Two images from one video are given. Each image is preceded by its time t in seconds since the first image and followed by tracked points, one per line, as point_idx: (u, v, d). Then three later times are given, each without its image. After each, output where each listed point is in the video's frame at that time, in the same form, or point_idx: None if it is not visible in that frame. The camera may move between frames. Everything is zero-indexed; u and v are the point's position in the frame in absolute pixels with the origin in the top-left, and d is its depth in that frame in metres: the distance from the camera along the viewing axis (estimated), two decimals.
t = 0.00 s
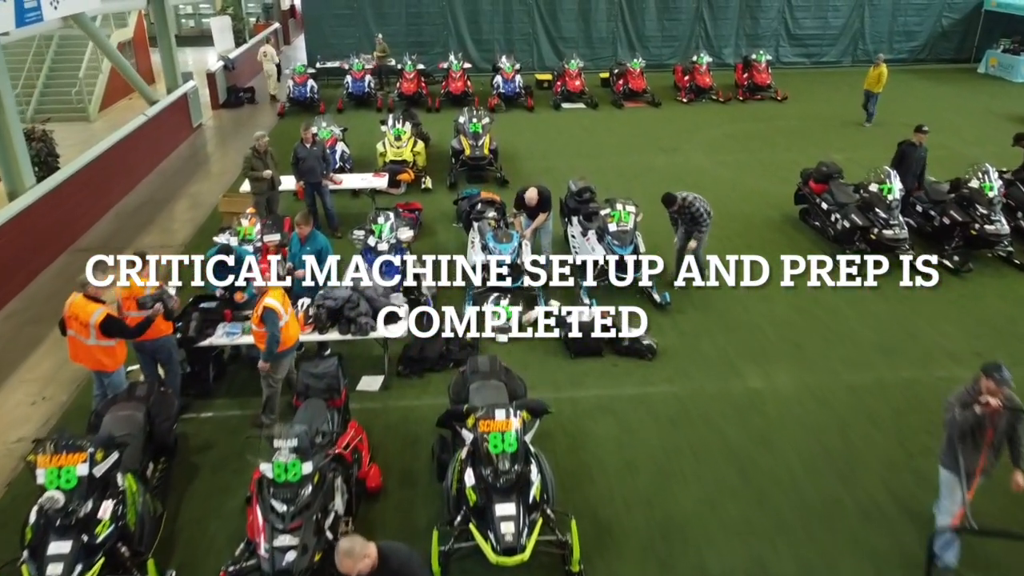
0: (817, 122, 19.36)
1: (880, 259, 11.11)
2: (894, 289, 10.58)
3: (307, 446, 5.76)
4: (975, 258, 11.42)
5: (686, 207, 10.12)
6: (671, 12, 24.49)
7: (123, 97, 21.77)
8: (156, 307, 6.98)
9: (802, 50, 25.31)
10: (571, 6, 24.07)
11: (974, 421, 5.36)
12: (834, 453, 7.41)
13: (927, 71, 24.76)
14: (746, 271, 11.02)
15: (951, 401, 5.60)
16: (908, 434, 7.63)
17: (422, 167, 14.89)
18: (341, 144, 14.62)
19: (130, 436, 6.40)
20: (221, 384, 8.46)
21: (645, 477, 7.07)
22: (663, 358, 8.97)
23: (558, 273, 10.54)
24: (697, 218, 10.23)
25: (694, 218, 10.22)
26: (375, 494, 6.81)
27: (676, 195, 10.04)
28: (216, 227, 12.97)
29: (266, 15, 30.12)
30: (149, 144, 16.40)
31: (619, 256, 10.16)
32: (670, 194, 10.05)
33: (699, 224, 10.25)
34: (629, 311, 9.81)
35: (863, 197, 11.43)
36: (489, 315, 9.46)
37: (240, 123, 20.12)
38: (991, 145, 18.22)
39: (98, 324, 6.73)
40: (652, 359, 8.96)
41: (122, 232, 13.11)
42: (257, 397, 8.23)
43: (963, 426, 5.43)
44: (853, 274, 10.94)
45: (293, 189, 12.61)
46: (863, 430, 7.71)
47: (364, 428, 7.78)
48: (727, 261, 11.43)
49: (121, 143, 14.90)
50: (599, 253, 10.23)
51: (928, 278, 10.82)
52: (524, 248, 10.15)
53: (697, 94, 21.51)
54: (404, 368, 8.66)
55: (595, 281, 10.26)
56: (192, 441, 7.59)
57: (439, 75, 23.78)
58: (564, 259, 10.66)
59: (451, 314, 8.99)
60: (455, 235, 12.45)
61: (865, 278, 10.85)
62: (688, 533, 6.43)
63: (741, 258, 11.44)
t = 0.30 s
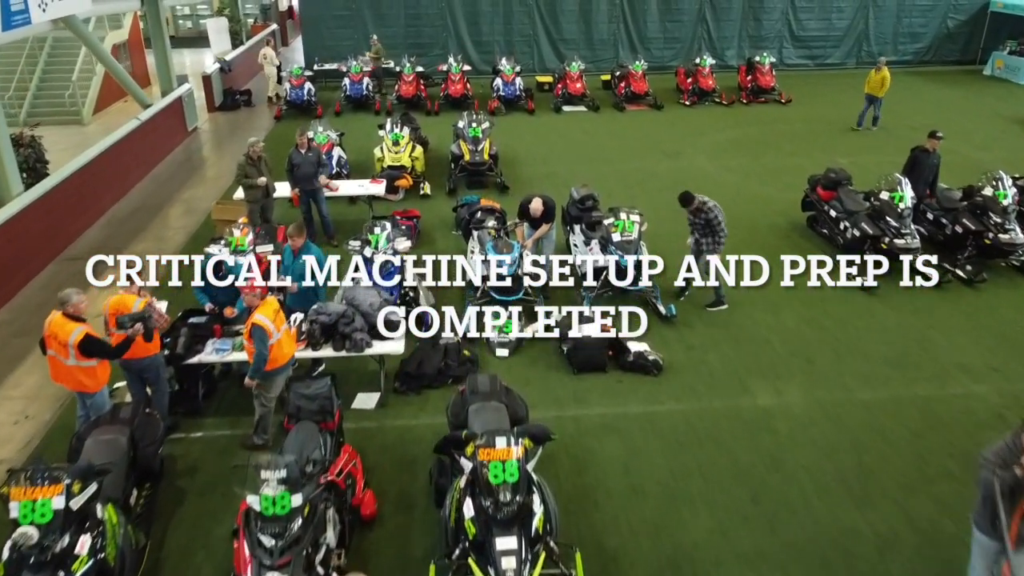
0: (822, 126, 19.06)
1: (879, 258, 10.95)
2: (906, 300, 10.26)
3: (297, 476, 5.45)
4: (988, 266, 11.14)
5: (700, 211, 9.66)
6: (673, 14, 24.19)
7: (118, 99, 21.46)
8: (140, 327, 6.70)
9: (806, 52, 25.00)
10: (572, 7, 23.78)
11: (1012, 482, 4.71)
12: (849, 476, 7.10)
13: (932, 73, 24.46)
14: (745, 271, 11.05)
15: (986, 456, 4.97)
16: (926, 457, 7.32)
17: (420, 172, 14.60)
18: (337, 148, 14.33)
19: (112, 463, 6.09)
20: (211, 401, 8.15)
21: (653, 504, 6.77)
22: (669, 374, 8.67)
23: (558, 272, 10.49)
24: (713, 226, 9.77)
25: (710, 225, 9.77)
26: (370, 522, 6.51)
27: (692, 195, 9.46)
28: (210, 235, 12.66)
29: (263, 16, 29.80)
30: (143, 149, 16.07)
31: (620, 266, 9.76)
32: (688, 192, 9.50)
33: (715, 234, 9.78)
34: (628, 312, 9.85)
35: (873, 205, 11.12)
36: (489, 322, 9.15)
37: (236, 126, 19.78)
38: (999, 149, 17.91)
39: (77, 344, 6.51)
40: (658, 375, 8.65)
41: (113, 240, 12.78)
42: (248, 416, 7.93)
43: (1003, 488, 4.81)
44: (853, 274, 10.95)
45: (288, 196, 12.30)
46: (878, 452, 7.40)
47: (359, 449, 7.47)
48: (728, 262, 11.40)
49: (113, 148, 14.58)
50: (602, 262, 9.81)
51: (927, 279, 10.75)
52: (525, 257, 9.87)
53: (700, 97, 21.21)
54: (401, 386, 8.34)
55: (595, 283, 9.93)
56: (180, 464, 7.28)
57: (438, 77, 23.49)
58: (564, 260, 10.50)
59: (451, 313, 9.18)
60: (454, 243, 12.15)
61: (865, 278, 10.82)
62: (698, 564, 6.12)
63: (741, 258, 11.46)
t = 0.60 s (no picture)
0: (827, 129, 18.76)
1: (879, 258, 10.67)
2: (918, 312, 9.97)
3: (286, 509, 5.14)
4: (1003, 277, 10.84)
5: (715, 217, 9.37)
6: (675, 15, 23.88)
7: (112, 102, 21.16)
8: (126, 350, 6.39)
9: (810, 54, 24.70)
10: (573, 9, 23.46)
11: None
12: (866, 503, 6.81)
13: (937, 76, 24.16)
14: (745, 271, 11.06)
15: None
16: (944, 482, 7.04)
17: (419, 178, 14.31)
18: (334, 154, 14.02)
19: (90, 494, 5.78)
20: (201, 421, 7.85)
21: (661, 532, 6.47)
22: (676, 392, 8.37)
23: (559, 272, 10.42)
24: (729, 237, 9.39)
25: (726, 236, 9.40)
26: (365, 552, 6.20)
27: (708, 199, 9.13)
28: (203, 243, 12.37)
29: (261, 17, 29.49)
30: (136, 153, 15.76)
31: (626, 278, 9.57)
32: (705, 196, 9.14)
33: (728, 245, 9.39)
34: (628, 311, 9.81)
35: (883, 215, 10.86)
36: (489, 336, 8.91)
37: (232, 130, 19.47)
38: (1008, 153, 17.62)
39: (56, 366, 6.21)
40: (664, 393, 8.35)
41: (103, 249, 12.49)
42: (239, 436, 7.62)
43: None
44: (853, 273, 10.94)
45: (282, 203, 12.01)
46: (895, 476, 7.11)
47: (353, 473, 7.17)
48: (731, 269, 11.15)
49: (105, 153, 14.27)
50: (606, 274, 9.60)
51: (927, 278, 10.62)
52: (525, 267, 9.62)
53: (703, 100, 20.90)
54: (397, 403, 8.06)
55: (596, 284, 9.85)
56: (167, 488, 6.99)
57: (438, 79, 23.17)
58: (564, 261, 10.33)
59: (451, 314, 9.33)
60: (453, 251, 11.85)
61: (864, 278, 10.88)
62: None
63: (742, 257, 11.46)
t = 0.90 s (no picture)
0: (833, 133, 18.45)
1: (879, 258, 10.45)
2: (933, 325, 9.66)
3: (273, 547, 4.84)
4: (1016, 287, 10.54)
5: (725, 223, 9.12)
6: (677, 17, 23.58)
7: (107, 104, 20.87)
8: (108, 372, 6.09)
9: (813, 56, 24.40)
10: (574, 10, 23.15)
11: None
12: (884, 531, 6.50)
13: (943, 78, 23.86)
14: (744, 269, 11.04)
15: None
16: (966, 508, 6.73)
17: (418, 184, 14.01)
18: (331, 159, 13.72)
19: (68, 527, 5.50)
20: (190, 441, 7.55)
21: (670, 563, 6.17)
22: (683, 411, 8.05)
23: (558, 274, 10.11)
24: (733, 245, 9.07)
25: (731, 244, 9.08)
26: None
27: (717, 202, 8.93)
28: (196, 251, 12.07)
29: (259, 18, 29.19)
30: (130, 158, 15.45)
31: (632, 290, 9.22)
32: (714, 198, 8.97)
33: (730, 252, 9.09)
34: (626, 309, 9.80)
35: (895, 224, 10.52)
36: (489, 352, 8.62)
37: (228, 133, 19.18)
38: (1017, 157, 17.31)
39: (36, 389, 5.90)
40: (671, 412, 8.05)
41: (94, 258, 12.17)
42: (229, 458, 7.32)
43: None
44: (853, 274, 10.99)
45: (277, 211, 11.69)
46: (914, 501, 6.81)
47: (347, 497, 6.87)
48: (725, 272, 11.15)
49: (97, 158, 13.96)
50: (609, 284, 9.27)
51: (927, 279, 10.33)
52: (527, 281, 9.31)
53: (706, 102, 20.60)
54: (393, 421, 7.77)
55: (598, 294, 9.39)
56: (154, 514, 6.68)
57: (437, 82, 22.87)
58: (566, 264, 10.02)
59: (451, 314, 9.70)
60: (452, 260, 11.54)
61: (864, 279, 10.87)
62: None
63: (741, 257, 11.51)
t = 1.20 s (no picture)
0: (838, 136, 18.15)
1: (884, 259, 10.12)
2: (947, 337, 9.36)
3: None
4: None
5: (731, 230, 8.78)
6: (679, 18, 23.28)
7: (101, 107, 20.57)
8: (88, 397, 5.82)
9: (817, 58, 24.11)
10: (575, 11, 22.85)
11: None
12: (903, 558, 6.21)
13: (948, 80, 23.57)
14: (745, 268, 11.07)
15: None
16: (988, 534, 6.44)
17: (416, 190, 13.72)
18: (327, 164, 13.42)
19: (45, 561, 5.22)
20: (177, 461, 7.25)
21: None
22: (691, 429, 7.76)
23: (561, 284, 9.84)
24: (734, 252, 8.77)
25: (733, 252, 8.78)
26: None
27: (720, 209, 8.62)
28: (189, 259, 11.77)
29: (257, 19, 28.97)
30: (123, 163, 15.14)
31: (637, 302, 8.90)
32: (720, 204, 8.68)
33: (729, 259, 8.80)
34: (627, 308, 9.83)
35: (907, 232, 10.19)
36: (490, 368, 8.33)
37: (224, 136, 18.87)
38: None
39: (13, 415, 5.60)
40: (678, 430, 7.76)
41: (83, 266, 11.85)
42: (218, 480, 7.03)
43: None
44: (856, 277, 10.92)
45: (272, 219, 11.43)
46: (934, 527, 6.51)
47: (340, 523, 6.57)
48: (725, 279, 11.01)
49: (89, 163, 13.66)
50: (613, 297, 8.95)
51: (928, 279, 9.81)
52: (529, 292, 8.95)
53: (709, 105, 20.31)
54: (389, 442, 7.45)
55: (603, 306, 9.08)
56: (139, 542, 6.39)
57: (436, 84, 22.58)
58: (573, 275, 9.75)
59: (450, 314, 9.90)
60: (451, 269, 11.25)
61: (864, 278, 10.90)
62: None
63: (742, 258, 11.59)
